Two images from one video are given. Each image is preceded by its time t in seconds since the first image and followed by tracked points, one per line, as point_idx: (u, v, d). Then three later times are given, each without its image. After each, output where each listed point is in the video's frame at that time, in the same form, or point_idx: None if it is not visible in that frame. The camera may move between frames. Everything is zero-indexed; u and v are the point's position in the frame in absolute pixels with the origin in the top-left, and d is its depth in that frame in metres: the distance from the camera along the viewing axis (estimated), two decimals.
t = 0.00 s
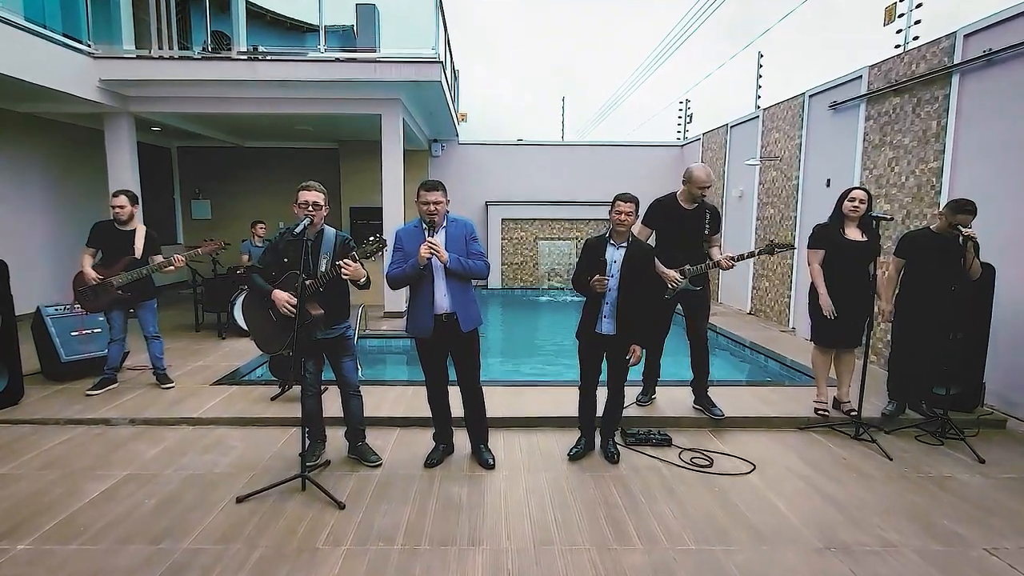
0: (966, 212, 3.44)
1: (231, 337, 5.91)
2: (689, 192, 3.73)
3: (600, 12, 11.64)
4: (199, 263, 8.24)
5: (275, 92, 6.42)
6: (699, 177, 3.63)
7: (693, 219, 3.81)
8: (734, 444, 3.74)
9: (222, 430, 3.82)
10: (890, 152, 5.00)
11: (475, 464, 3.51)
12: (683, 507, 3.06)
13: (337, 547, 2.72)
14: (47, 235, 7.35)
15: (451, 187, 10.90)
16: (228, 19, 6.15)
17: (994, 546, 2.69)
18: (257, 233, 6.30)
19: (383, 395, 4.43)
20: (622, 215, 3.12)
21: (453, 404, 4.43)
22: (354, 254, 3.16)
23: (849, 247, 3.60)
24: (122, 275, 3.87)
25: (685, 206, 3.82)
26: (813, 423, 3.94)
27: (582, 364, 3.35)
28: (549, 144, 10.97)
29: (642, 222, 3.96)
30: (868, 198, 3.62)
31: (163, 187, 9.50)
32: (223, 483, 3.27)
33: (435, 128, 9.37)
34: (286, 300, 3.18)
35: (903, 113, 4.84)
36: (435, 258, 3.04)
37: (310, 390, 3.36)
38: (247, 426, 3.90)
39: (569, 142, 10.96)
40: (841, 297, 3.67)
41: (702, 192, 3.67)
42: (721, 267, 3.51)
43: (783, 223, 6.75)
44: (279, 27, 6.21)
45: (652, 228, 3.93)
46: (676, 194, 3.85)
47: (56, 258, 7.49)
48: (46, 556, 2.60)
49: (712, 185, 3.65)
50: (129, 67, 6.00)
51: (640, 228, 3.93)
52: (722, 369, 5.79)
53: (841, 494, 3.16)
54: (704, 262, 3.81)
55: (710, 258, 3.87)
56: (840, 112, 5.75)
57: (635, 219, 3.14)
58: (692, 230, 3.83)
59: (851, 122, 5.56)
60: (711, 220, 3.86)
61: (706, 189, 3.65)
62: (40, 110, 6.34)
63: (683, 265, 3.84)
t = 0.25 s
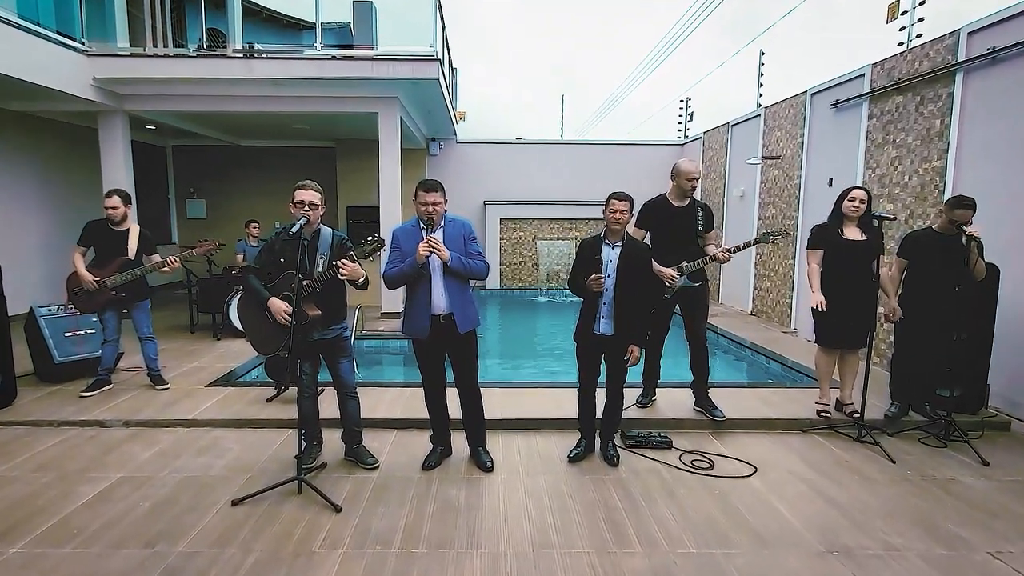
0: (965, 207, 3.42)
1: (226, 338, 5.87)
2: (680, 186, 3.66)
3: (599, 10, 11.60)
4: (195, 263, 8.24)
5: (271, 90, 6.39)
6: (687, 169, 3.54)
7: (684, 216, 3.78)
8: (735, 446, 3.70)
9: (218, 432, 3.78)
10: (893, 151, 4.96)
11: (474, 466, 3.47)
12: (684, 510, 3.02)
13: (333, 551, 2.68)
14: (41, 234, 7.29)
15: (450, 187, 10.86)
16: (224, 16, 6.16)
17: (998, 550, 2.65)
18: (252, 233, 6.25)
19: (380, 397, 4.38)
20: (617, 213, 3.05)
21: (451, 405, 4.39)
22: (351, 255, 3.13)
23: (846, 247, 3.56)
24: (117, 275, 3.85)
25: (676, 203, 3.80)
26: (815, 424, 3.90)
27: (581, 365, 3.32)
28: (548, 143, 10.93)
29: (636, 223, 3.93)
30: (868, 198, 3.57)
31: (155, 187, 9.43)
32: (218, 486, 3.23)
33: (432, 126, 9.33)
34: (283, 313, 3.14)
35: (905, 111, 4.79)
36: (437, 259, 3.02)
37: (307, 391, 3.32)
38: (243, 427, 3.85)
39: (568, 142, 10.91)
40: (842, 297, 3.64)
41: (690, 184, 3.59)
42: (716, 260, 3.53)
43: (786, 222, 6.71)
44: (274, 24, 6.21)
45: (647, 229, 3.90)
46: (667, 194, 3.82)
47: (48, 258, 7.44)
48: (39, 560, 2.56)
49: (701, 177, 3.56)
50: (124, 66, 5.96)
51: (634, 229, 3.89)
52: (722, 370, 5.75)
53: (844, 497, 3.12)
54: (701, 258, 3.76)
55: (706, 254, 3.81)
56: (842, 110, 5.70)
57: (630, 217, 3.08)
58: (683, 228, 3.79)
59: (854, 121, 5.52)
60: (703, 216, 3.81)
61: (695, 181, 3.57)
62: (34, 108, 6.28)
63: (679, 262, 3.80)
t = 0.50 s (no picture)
0: (961, 205, 3.41)
1: (222, 339, 5.82)
2: (674, 185, 3.62)
3: (599, 9, 11.56)
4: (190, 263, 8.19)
5: (267, 89, 6.35)
6: (681, 168, 3.51)
7: (680, 215, 3.75)
8: (736, 449, 3.66)
9: (213, 434, 3.74)
10: (896, 150, 4.92)
11: (472, 469, 3.43)
12: (685, 514, 2.98)
13: (330, 554, 2.64)
14: (34, 234, 7.25)
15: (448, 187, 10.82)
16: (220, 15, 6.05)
17: (1003, 554, 2.61)
18: (247, 233, 6.22)
19: (377, 398, 4.34)
20: (608, 215, 3.02)
21: (449, 407, 4.35)
22: (350, 257, 3.11)
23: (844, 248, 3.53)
24: (107, 275, 3.80)
25: (669, 203, 3.74)
26: (817, 427, 3.86)
27: (579, 369, 3.28)
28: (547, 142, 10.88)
29: (631, 225, 3.85)
30: (869, 198, 3.54)
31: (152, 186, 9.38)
32: (213, 488, 3.19)
33: (431, 125, 9.29)
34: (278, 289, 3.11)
35: (908, 110, 4.76)
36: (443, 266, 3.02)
37: (304, 392, 3.29)
38: (238, 430, 3.81)
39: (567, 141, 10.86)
40: (840, 298, 3.62)
41: (685, 183, 3.56)
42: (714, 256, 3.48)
43: (788, 222, 6.67)
44: (271, 22, 6.12)
45: (641, 230, 3.84)
46: (662, 193, 3.76)
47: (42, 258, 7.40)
48: (31, 564, 2.52)
49: (695, 176, 3.54)
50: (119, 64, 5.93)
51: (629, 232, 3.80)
52: (723, 371, 5.71)
53: (846, 501, 3.08)
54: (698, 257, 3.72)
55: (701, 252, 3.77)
56: (845, 109, 5.66)
57: (621, 217, 3.05)
58: (677, 228, 3.75)
59: (857, 120, 5.47)
60: (697, 215, 3.79)
61: (690, 179, 3.54)
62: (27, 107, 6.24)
63: (675, 262, 3.76)
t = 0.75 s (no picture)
0: (955, 206, 3.39)
1: (217, 339, 5.79)
2: (675, 184, 3.58)
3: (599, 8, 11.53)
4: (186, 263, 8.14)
5: (263, 86, 6.31)
6: (683, 167, 3.48)
7: (680, 215, 3.72)
8: (737, 451, 3.62)
9: (208, 436, 3.70)
10: (899, 150, 4.89)
11: (471, 472, 3.39)
12: (685, 517, 2.94)
13: (326, 557, 2.61)
14: (29, 233, 7.21)
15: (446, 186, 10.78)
16: (216, 11, 6.00)
17: (1006, 558, 2.57)
18: (243, 233, 6.18)
19: (373, 400, 4.30)
20: (599, 213, 3.04)
21: (447, 409, 4.31)
22: (348, 257, 3.07)
23: (844, 249, 3.50)
24: (98, 274, 3.76)
25: (670, 202, 3.72)
26: (819, 429, 3.82)
27: (577, 372, 3.26)
28: (546, 140, 10.83)
29: (631, 225, 3.81)
30: (871, 198, 3.52)
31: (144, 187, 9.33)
32: (208, 491, 3.15)
33: (429, 124, 9.25)
34: (274, 319, 3.04)
35: (912, 109, 4.72)
36: (439, 271, 2.99)
37: (300, 394, 3.25)
38: (233, 431, 3.77)
39: (567, 140, 10.82)
40: (840, 299, 3.58)
41: (687, 182, 3.52)
42: (715, 259, 3.44)
43: (789, 222, 6.63)
44: (268, 19, 6.06)
45: (641, 230, 3.80)
46: (663, 193, 3.74)
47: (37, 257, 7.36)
48: (23, 567, 2.49)
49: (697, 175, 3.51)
50: (114, 62, 5.90)
51: (628, 232, 3.76)
52: (724, 373, 5.67)
53: (848, 503, 3.05)
54: (698, 257, 3.67)
55: (702, 253, 3.72)
56: (848, 108, 5.62)
57: (612, 215, 3.05)
58: (677, 228, 3.72)
59: (859, 119, 5.43)
60: (698, 217, 3.76)
61: (692, 178, 3.50)
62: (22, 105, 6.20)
63: (675, 263, 3.72)
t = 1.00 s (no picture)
0: (952, 206, 3.39)
1: (213, 340, 5.75)
2: (681, 184, 3.56)
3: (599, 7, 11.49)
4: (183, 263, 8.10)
5: (261, 85, 6.28)
6: (689, 167, 3.47)
7: (686, 215, 3.68)
8: (738, 454, 3.58)
9: (204, 438, 3.66)
10: (902, 150, 4.85)
11: (469, 474, 3.35)
12: (686, 520, 2.91)
13: (323, 561, 2.57)
14: (24, 232, 7.17)
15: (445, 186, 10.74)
16: (212, 9, 5.98)
17: (1011, 562, 2.54)
18: (239, 232, 6.14)
19: (371, 402, 4.26)
20: (591, 212, 3.00)
21: (446, 411, 4.27)
22: (346, 258, 3.03)
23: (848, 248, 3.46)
24: (92, 274, 3.72)
25: (676, 202, 3.69)
26: (820, 431, 3.79)
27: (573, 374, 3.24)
28: (546, 139, 10.78)
29: (635, 224, 3.80)
30: (873, 198, 3.48)
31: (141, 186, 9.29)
32: (204, 493, 3.12)
33: (427, 123, 9.22)
34: (276, 302, 3.02)
35: (915, 108, 4.69)
36: (440, 272, 2.95)
37: (297, 396, 3.21)
38: (230, 433, 3.74)
39: (567, 140, 10.78)
40: (841, 299, 3.54)
41: (693, 182, 3.50)
42: (723, 261, 3.41)
43: (791, 222, 6.59)
44: (265, 16, 6.05)
45: (645, 230, 3.77)
46: (667, 192, 3.72)
47: (33, 257, 7.33)
48: (16, 570, 2.45)
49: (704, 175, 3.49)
50: (110, 59, 5.85)
51: (632, 232, 3.76)
52: (725, 375, 5.63)
53: (851, 507, 3.01)
54: (702, 259, 3.61)
55: (706, 254, 3.66)
56: (850, 107, 5.58)
57: (605, 215, 3.02)
58: (683, 228, 3.68)
59: (862, 118, 5.40)
60: (705, 217, 3.71)
61: (698, 179, 3.48)
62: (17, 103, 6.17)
63: (679, 265, 3.67)
